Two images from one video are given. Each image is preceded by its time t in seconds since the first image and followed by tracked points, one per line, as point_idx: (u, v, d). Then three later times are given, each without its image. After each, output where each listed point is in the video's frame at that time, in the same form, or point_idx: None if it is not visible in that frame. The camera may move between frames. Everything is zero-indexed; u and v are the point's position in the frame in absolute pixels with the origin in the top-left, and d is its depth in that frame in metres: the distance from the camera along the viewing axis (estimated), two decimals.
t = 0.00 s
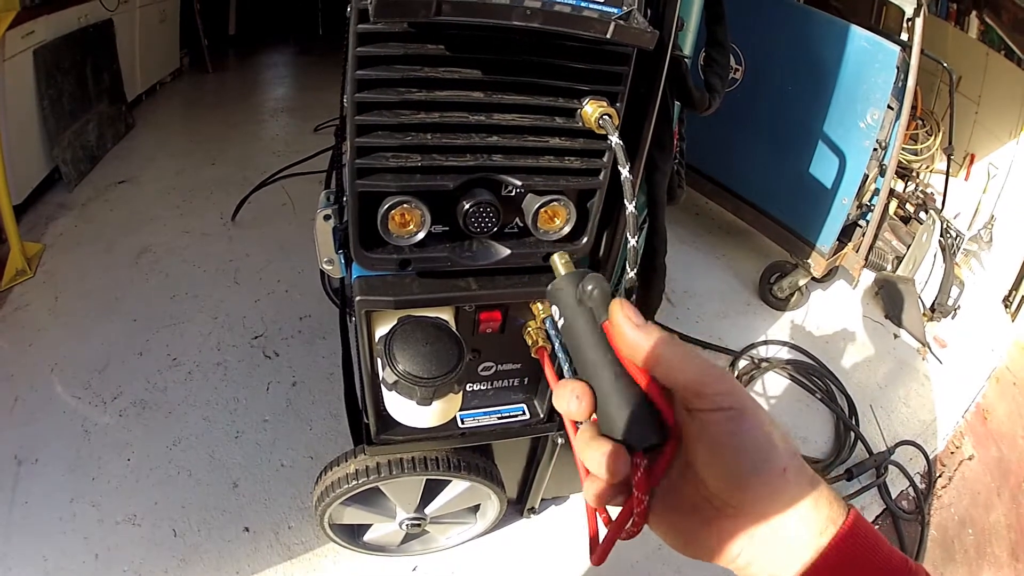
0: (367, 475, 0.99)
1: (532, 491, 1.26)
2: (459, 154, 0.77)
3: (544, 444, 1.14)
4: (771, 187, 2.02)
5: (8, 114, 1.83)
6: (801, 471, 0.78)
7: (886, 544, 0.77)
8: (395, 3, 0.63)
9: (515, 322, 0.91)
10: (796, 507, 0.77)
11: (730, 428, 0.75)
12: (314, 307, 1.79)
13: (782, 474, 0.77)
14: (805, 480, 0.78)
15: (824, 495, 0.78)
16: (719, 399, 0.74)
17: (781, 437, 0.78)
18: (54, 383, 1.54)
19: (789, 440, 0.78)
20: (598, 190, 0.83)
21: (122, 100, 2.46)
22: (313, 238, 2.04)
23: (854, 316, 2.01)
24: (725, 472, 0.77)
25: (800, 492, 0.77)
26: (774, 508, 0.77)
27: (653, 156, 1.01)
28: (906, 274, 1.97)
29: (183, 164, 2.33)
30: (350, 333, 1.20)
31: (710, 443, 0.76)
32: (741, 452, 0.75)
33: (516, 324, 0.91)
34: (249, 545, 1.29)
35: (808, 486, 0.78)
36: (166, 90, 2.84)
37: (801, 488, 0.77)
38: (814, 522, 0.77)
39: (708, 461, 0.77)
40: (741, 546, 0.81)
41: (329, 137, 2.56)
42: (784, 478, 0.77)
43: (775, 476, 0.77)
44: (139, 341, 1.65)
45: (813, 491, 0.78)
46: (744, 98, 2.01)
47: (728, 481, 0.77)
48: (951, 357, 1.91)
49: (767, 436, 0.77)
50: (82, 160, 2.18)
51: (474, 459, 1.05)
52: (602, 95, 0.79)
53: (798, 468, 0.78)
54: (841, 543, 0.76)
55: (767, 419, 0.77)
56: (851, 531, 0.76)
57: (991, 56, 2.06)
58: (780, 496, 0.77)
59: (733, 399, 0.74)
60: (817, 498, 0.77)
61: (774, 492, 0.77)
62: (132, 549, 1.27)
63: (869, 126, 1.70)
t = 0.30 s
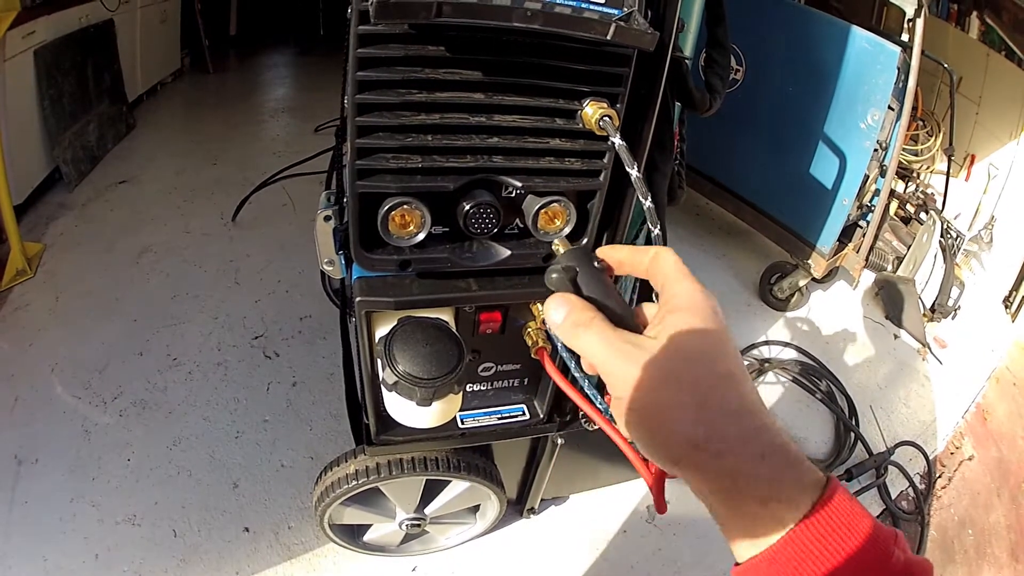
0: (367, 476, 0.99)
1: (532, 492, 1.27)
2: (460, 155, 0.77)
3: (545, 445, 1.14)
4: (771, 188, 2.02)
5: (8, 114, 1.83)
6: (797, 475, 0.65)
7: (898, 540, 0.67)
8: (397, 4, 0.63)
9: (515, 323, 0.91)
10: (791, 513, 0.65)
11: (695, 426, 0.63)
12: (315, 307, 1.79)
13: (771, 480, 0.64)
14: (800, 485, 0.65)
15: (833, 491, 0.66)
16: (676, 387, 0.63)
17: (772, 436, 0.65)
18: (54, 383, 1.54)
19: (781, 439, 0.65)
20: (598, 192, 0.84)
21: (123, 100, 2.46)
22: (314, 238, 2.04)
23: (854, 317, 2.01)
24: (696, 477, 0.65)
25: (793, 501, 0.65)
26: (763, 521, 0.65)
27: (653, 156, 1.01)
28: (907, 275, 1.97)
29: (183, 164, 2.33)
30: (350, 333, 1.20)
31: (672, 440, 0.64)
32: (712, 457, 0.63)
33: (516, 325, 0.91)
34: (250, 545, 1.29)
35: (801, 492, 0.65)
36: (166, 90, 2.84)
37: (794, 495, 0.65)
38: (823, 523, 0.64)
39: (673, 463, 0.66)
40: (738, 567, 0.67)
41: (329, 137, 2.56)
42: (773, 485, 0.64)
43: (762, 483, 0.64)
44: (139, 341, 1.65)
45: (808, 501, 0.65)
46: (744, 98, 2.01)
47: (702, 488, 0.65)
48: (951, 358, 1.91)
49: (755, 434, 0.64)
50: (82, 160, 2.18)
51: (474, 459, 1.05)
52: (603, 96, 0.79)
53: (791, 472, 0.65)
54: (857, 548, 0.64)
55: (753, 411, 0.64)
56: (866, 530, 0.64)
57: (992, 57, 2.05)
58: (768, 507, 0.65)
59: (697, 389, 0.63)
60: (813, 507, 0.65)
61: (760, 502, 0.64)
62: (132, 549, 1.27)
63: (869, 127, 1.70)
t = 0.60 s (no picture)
0: (371, 475, 0.98)
1: (535, 492, 1.26)
2: (468, 154, 0.77)
3: (549, 445, 1.14)
4: (775, 189, 2.01)
5: (10, 110, 1.83)
6: (796, 460, 0.64)
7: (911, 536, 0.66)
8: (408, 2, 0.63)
9: (521, 323, 0.91)
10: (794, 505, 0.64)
11: (687, 402, 0.62)
12: (316, 305, 1.79)
13: (768, 465, 0.63)
14: (798, 473, 0.64)
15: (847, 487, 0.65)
16: (670, 362, 0.62)
17: (773, 419, 0.63)
18: (55, 380, 1.54)
19: (783, 423, 0.63)
20: (606, 192, 0.83)
21: (125, 97, 2.46)
22: (315, 236, 2.03)
23: (856, 318, 2.00)
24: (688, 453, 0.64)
25: (789, 489, 0.64)
26: (760, 507, 0.64)
27: (660, 159, 1.00)
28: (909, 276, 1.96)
29: (186, 160, 2.32)
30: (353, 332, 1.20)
31: (663, 416, 0.63)
32: (705, 435, 0.62)
33: (522, 325, 0.91)
34: (251, 543, 1.29)
35: (798, 479, 0.64)
36: (168, 87, 2.84)
37: (792, 483, 0.64)
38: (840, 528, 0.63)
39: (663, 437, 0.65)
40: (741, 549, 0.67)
41: (332, 135, 2.56)
42: (770, 471, 0.63)
43: (756, 468, 0.63)
44: (141, 338, 1.65)
45: (807, 491, 0.64)
46: (748, 99, 2.01)
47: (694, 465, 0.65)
48: (953, 360, 1.90)
49: (755, 416, 0.62)
50: (84, 156, 2.17)
51: (478, 460, 1.05)
52: (612, 96, 0.78)
53: (791, 457, 0.64)
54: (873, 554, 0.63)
55: (754, 393, 0.62)
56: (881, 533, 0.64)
57: (995, 59, 2.03)
58: (763, 493, 0.63)
59: (692, 363, 0.61)
60: (815, 498, 0.64)
61: (755, 488, 0.63)
62: (133, 547, 1.26)
63: (872, 129, 1.69)
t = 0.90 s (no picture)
0: (370, 476, 0.98)
1: (534, 492, 1.26)
2: (471, 153, 0.76)
3: (548, 444, 1.13)
4: (774, 189, 2.01)
5: (8, 107, 1.82)
6: (799, 451, 0.64)
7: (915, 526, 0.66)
8: None
9: (522, 322, 0.90)
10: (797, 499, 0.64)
11: (689, 393, 0.61)
12: (314, 304, 1.78)
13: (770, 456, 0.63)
14: (800, 462, 0.64)
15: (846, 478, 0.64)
16: (672, 351, 0.60)
17: (775, 407, 0.62)
18: (52, 379, 1.53)
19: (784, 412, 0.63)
20: (609, 192, 0.83)
21: (123, 94, 2.44)
22: (313, 234, 2.02)
23: (854, 318, 2.00)
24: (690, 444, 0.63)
25: (791, 479, 0.63)
26: (762, 499, 0.64)
27: (663, 159, 1.00)
28: (905, 276, 1.98)
29: (183, 158, 2.31)
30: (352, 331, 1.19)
31: (665, 407, 0.62)
32: (708, 425, 0.61)
33: (523, 324, 0.91)
34: (249, 544, 1.28)
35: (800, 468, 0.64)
36: (166, 84, 2.83)
37: (794, 473, 0.63)
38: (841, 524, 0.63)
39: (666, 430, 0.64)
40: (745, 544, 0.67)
41: (330, 133, 2.55)
42: (772, 462, 0.63)
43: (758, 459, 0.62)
44: (138, 336, 1.64)
45: (809, 480, 0.64)
46: (748, 98, 2.00)
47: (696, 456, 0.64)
48: (949, 360, 1.90)
49: (758, 406, 0.61)
50: (82, 154, 2.16)
51: (477, 460, 1.04)
52: (616, 96, 0.78)
53: (792, 447, 0.63)
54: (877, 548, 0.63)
55: (755, 380, 0.61)
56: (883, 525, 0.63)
57: (994, 60, 2.02)
58: (766, 484, 0.63)
59: (694, 354, 0.60)
60: (817, 488, 0.64)
61: (757, 479, 0.63)
62: (131, 547, 1.26)
63: (871, 130, 1.69)
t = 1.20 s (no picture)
0: (369, 483, 0.97)
1: (532, 501, 1.25)
2: (476, 162, 0.76)
3: (546, 453, 1.13)
4: (773, 196, 2.01)
5: (7, 107, 1.81)
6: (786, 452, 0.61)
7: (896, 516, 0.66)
8: (422, 5, 0.62)
9: (523, 332, 0.90)
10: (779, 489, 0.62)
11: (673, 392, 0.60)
12: (312, 308, 1.78)
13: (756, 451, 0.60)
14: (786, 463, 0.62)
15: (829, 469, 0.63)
16: (656, 351, 0.60)
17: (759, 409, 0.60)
18: (49, 380, 1.52)
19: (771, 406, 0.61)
20: (613, 202, 0.83)
21: (122, 94, 2.44)
22: (311, 238, 2.02)
23: (851, 326, 2.01)
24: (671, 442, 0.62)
25: (775, 480, 0.62)
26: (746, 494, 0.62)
27: (664, 169, 1.01)
28: (902, 284, 2.00)
29: (181, 160, 2.31)
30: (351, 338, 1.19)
31: (643, 410, 0.62)
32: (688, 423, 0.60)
33: (524, 334, 0.90)
34: (245, 550, 1.28)
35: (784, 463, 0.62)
36: (165, 85, 2.82)
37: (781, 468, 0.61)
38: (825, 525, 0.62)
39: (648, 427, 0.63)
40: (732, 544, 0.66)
41: (328, 136, 2.55)
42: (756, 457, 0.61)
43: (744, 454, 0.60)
44: (136, 339, 1.64)
45: (794, 482, 0.62)
46: (747, 105, 2.01)
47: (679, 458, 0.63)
48: (947, 367, 1.91)
49: (738, 408, 0.59)
50: (80, 154, 2.15)
51: (476, 468, 1.04)
52: (621, 106, 0.78)
53: (777, 448, 0.61)
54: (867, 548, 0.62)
55: (740, 374, 0.59)
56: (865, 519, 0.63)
57: (992, 67, 2.00)
58: (748, 485, 0.61)
59: (667, 357, 0.59)
60: (803, 490, 0.62)
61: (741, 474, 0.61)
62: (127, 552, 1.25)
63: (871, 138, 1.69)
